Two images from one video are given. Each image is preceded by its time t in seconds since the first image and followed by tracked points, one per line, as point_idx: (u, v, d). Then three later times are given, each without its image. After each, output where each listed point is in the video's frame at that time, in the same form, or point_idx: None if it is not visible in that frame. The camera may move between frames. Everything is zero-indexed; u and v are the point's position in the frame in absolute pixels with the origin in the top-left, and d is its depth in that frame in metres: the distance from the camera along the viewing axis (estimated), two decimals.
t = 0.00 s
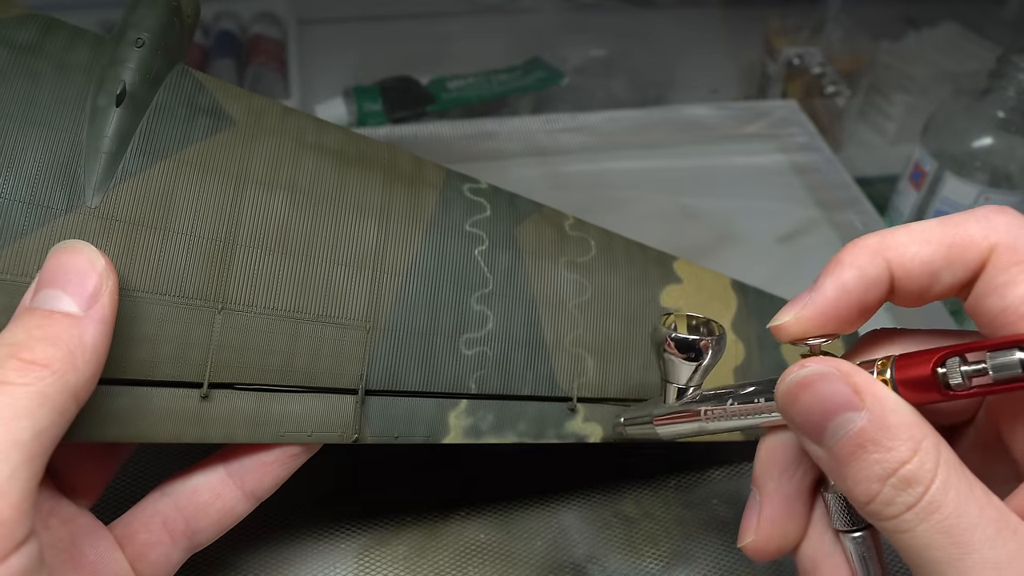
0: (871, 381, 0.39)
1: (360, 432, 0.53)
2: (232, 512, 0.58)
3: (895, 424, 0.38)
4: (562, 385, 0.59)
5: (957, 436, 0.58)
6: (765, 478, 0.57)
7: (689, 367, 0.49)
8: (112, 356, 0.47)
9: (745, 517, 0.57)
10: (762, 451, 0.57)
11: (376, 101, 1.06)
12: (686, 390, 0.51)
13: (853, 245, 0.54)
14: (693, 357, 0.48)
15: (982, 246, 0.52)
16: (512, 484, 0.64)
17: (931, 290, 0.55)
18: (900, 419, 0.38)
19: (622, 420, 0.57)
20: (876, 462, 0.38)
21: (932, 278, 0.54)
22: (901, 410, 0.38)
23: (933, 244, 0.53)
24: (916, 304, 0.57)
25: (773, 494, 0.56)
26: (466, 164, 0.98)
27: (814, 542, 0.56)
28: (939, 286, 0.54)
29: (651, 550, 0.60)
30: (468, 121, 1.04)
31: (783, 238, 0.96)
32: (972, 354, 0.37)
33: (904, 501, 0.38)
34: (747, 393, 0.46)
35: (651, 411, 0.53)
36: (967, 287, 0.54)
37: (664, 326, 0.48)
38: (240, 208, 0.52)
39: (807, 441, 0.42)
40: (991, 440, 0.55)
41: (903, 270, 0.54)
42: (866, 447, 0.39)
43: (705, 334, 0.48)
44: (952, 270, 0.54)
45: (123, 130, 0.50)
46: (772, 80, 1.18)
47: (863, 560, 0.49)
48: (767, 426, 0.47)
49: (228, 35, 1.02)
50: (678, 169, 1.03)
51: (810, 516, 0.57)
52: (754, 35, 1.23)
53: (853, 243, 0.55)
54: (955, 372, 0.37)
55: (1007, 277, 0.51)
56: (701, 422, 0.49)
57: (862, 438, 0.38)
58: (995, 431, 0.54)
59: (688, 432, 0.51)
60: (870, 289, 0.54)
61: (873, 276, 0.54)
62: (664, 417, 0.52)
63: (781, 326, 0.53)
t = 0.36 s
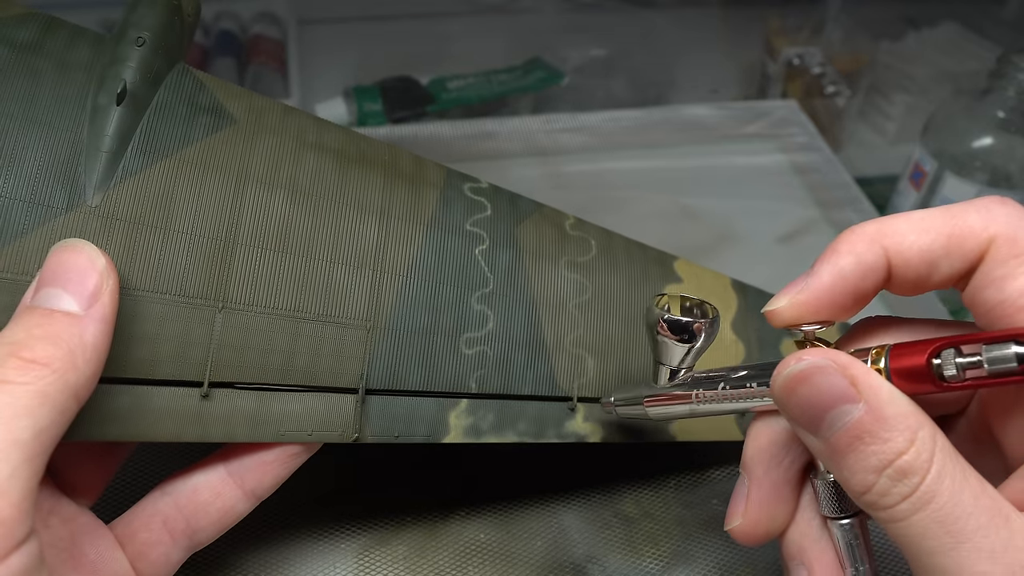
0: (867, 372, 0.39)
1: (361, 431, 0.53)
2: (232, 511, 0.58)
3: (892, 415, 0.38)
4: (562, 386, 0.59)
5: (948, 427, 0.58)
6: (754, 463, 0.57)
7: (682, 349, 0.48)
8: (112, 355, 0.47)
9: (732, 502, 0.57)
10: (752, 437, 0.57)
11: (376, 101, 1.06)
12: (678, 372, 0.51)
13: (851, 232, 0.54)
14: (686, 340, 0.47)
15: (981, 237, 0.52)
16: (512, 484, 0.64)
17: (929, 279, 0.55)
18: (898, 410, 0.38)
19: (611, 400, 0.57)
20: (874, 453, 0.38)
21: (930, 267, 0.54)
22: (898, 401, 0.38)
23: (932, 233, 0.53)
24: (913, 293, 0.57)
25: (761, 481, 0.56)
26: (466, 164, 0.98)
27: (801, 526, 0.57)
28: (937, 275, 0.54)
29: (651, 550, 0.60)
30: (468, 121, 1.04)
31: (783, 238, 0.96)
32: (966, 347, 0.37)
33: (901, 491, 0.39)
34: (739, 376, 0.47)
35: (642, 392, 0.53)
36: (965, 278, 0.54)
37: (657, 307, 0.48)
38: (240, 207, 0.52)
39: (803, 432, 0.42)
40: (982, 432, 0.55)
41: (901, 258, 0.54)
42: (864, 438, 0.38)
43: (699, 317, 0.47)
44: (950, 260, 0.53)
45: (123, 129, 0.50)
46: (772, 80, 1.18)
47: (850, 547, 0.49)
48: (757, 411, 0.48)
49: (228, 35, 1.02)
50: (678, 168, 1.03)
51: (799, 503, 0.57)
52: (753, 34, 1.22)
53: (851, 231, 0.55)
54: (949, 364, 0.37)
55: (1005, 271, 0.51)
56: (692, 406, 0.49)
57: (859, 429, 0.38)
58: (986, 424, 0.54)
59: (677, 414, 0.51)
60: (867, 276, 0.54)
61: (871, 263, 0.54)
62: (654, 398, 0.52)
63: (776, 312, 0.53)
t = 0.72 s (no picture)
0: (860, 373, 0.39)
1: (363, 428, 0.53)
2: (232, 508, 0.58)
3: (882, 417, 0.38)
4: (563, 384, 0.59)
5: (953, 431, 0.58)
6: (754, 467, 0.57)
7: (682, 353, 0.50)
8: (116, 353, 0.48)
9: (733, 506, 0.57)
10: (752, 441, 0.57)
11: (376, 101, 1.06)
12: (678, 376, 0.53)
13: (850, 234, 0.55)
14: (686, 344, 0.49)
15: (982, 239, 0.52)
16: (512, 484, 0.64)
17: (929, 281, 0.55)
18: (886, 413, 0.38)
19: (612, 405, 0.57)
20: (861, 454, 0.39)
21: (930, 270, 0.54)
22: (888, 403, 0.38)
23: (932, 236, 0.54)
24: (913, 296, 0.57)
25: (761, 485, 0.56)
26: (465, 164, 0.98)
27: (803, 533, 0.57)
28: (938, 277, 0.55)
29: (650, 550, 0.60)
30: (468, 121, 1.04)
31: (783, 238, 0.96)
32: (968, 351, 0.37)
33: (888, 496, 0.39)
34: (739, 381, 0.47)
35: (644, 398, 0.53)
36: (966, 279, 0.54)
37: (657, 312, 0.50)
38: (242, 205, 0.53)
39: (795, 432, 0.43)
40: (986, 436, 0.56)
41: (900, 260, 0.54)
42: (851, 438, 0.39)
43: (699, 322, 0.48)
44: (950, 262, 0.54)
45: (127, 128, 0.51)
46: (772, 80, 1.18)
47: (852, 553, 0.50)
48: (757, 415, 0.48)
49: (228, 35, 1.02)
50: (678, 168, 1.03)
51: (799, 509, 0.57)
52: (754, 35, 1.23)
53: (850, 232, 0.55)
54: (950, 368, 0.37)
55: (1006, 273, 0.51)
56: (693, 410, 0.50)
57: (847, 429, 0.39)
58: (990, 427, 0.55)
59: (678, 420, 0.52)
60: (865, 279, 0.55)
61: (869, 265, 0.54)
62: (656, 404, 0.52)
63: (775, 316, 0.54)
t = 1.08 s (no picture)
0: (854, 389, 0.39)
1: (364, 429, 0.53)
2: (231, 509, 0.58)
3: (878, 432, 0.38)
4: (563, 384, 0.59)
5: (948, 442, 0.58)
6: (752, 485, 0.56)
7: (675, 372, 0.47)
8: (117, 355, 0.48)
9: (731, 525, 0.57)
10: (748, 458, 0.56)
11: (376, 101, 1.06)
12: (672, 395, 0.50)
13: (843, 247, 0.55)
14: (678, 362, 0.46)
15: (975, 248, 0.52)
16: (512, 484, 0.64)
17: (923, 291, 0.55)
18: (885, 427, 0.38)
19: (606, 424, 0.56)
20: (858, 470, 0.39)
21: (924, 280, 0.54)
22: (885, 417, 0.38)
23: (924, 246, 0.53)
24: (908, 307, 0.57)
25: (759, 503, 0.55)
26: (465, 164, 0.98)
27: (802, 551, 0.56)
28: (932, 288, 0.54)
29: (650, 550, 0.60)
30: (468, 121, 1.04)
31: (783, 238, 0.96)
32: (964, 361, 0.36)
33: (887, 511, 0.39)
34: (735, 399, 0.46)
35: (637, 417, 0.52)
36: (960, 289, 0.54)
37: (648, 330, 0.47)
38: (242, 207, 0.53)
39: (789, 448, 0.43)
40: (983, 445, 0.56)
41: (894, 272, 0.54)
42: (848, 454, 0.39)
43: (692, 339, 0.46)
44: (944, 272, 0.53)
45: (127, 131, 0.51)
46: (772, 80, 1.18)
47: (852, 568, 0.49)
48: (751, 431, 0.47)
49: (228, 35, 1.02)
50: (678, 169, 1.04)
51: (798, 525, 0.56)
52: (754, 35, 1.23)
53: (843, 244, 0.55)
54: (947, 380, 0.37)
55: (1001, 280, 0.51)
56: (687, 429, 0.48)
57: (844, 445, 0.39)
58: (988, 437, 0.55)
59: (672, 439, 0.49)
60: (859, 292, 0.54)
61: (863, 278, 0.54)
62: (649, 423, 0.50)
63: (770, 332, 0.53)
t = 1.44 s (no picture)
0: (875, 385, 0.40)
1: (364, 429, 0.53)
2: (232, 509, 0.58)
3: (898, 428, 0.38)
4: (564, 383, 0.59)
5: (968, 441, 0.58)
6: (775, 483, 0.57)
7: (696, 372, 0.49)
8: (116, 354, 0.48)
9: (754, 523, 0.57)
10: (771, 458, 0.58)
11: (376, 101, 1.06)
12: (693, 395, 0.51)
13: (865, 247, 0.55)
14: (701, 362, 0.48)
15: (996, 248, 0.53)
16: (512, 484, 0.64)
17: (944, 292, 0.55)
18: (904, 423, 0.39)
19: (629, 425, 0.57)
20: (877, 465, 0.39)
21: (945, 280, 0.55)
22: (904, 413, 0.39)
23: (946, 246, 0.54)
24: (928, 307, 0.57)
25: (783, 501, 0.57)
26: (465, 164, 0.98)
27: (824, 550, 0.57)
28: (953, 288, 0.55)
29: (650, 550, 0.60)
30: (468, 121, 1.04)
31: (782, 238, 0.96)
32: (985, 359, 0.37)
33: (905, 507, 0.39)
34: (755, 397, 0.47)
35: (661, 417, 0.53)
36: (979, 289, 0.55)
37: (671, 332, 0.49)
38: (241, 207, 0.53)
39: (809, 442, 0.43)
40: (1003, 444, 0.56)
41: (916, 272, 0.55)
42: (867, 449, 0.39)
43: (714, 340, 0.48)
44: (965, 272, 0.54)
45: (128, 131, 0.51)
46: (772, 80, 1.18)
47: (876, 566, 0.50)
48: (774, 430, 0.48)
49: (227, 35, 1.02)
50: (678, 169, 1.04)
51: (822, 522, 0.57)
52: (753, 35, 1.23)
53: (866, 244, 0.55)
54: (968, 378, 0.37)
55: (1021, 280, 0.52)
56: (711, 427, 0.49)
57: (862, 440, 0.39)
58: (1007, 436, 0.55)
59: (695, 438, 0.51)
60: (881, 292, 0.55)
61: (886, 278, 0.54)
62: (672, 423, 0.52)
63: (793, 331, 0.53)
